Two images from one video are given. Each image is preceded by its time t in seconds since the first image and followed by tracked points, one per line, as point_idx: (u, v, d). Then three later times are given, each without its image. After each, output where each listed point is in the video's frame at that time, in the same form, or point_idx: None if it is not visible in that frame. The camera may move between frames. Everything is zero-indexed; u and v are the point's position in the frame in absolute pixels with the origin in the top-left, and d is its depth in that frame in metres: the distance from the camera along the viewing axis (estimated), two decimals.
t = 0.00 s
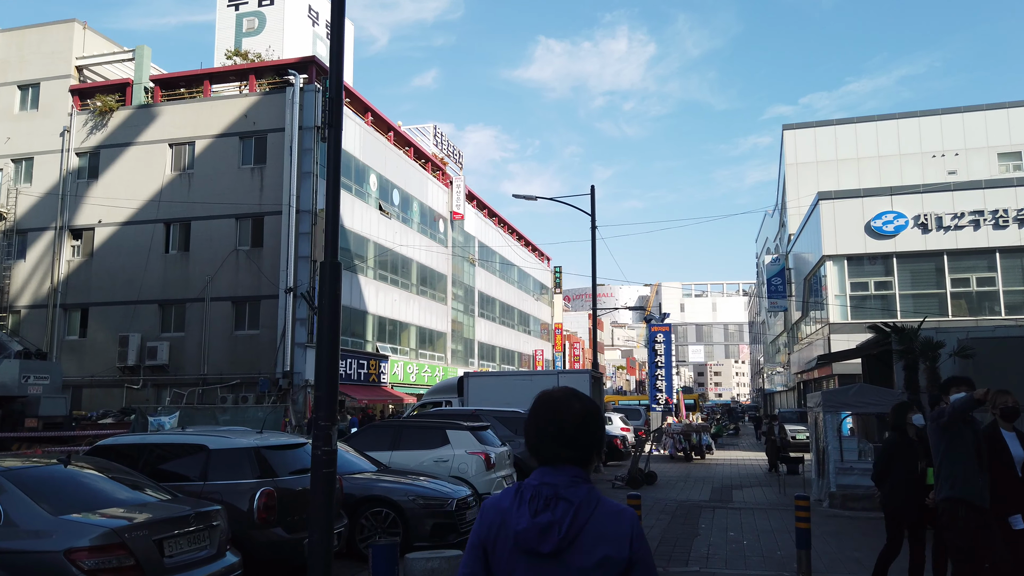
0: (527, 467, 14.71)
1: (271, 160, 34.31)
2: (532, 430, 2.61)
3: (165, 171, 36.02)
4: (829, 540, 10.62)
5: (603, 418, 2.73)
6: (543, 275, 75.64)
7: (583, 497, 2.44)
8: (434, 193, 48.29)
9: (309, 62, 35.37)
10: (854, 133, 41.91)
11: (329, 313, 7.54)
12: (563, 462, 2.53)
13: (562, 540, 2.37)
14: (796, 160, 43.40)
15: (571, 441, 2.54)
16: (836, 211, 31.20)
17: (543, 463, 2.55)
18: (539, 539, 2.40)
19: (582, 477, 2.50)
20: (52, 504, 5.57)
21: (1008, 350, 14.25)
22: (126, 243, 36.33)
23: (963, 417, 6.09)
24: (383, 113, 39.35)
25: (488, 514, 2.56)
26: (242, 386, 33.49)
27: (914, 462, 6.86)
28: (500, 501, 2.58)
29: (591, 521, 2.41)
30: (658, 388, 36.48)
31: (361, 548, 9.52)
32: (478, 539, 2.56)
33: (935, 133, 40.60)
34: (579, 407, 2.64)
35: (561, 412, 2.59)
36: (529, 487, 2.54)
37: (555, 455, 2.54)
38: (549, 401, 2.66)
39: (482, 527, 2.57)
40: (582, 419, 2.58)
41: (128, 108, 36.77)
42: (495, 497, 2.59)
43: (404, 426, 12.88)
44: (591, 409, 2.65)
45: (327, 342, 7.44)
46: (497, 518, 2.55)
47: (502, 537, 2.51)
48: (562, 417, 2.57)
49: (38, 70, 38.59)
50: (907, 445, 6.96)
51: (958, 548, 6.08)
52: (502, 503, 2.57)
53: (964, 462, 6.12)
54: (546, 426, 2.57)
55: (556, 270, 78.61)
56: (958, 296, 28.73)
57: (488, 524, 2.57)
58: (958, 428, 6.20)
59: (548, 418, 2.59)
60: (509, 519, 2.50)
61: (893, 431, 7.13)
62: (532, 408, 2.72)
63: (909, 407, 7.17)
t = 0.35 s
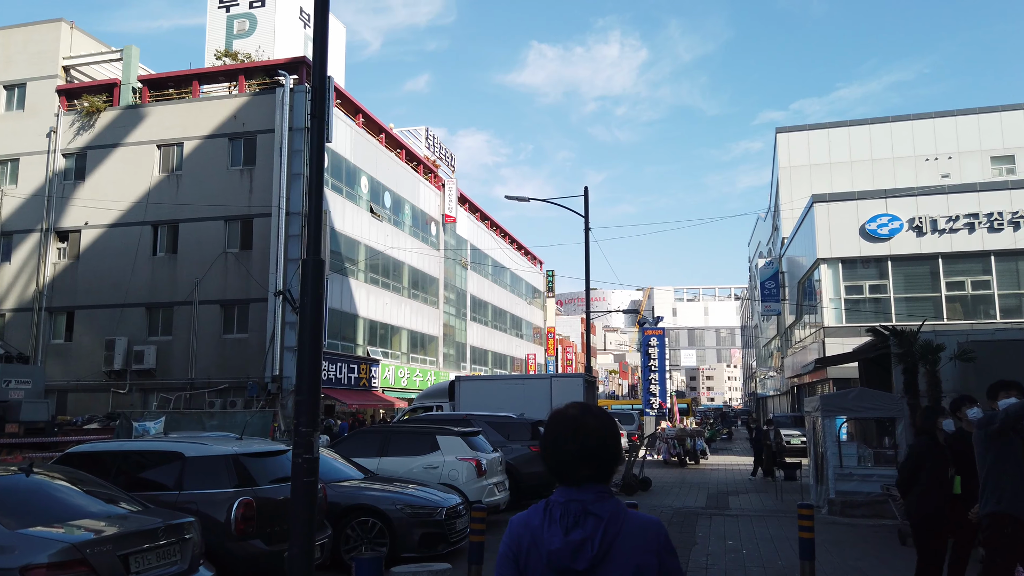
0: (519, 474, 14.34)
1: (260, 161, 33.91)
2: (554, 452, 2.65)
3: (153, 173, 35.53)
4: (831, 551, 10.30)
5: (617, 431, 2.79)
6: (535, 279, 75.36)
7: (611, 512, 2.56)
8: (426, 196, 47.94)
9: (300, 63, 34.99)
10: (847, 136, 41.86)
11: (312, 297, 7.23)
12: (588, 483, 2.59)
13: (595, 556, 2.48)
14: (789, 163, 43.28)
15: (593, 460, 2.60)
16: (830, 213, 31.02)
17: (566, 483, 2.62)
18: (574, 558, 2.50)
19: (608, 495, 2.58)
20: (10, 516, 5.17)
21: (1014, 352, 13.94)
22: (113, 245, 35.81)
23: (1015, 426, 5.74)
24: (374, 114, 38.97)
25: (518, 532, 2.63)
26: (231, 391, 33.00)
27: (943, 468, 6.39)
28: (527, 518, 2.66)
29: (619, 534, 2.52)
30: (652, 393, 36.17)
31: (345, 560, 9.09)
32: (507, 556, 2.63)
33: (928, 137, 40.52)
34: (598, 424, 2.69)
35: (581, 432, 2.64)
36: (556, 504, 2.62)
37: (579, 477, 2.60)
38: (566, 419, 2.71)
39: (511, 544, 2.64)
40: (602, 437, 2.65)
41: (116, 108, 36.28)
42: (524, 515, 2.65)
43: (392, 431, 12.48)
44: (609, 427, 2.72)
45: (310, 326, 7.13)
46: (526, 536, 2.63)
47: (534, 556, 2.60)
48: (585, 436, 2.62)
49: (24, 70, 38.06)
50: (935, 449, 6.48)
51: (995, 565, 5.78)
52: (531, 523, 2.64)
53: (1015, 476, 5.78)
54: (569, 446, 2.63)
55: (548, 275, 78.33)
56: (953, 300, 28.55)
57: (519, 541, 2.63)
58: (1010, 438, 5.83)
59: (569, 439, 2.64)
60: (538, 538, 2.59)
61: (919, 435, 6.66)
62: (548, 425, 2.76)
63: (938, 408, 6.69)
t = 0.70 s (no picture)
0: (517, 481, 13.99)
1: (253, 164, 33.53)
2: (587, 459, 2.71)
3: (144, 175, 35.11)
4: (838, 562, 9.99)
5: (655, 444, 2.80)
6: (531, 283, 75.02)
7: (640, 521, 2.54)
8: (421, 199, 47.57)
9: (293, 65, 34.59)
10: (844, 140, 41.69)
11: (297, 300, 6.84)
12: (619, 489, 2.62)
13: (621, 563, 2.47)
14: (787, 166, 43.07)
15: (625, 467, 2.63)
16: (829, 216, 30.65)
17: (598, 490, 2.65)
18: (600, 563, 2.50)
19: (637, 502, 2.59)
20: None
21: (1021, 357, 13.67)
22: (105, 249, 35.39)
23: None
24: (368, 117, 38.61)
25: (548, 538, 2.65)
26: (222, 396, 32.54)
27: (983, 480, 6.13)
28: (557, 525, 2.68)
29: (646, 544, 2.50)
30: (649, 398, 35.85)
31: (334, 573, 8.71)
32: (537, 561, 2.66)
33: (926, 140, 40.34)
34: (632, 434, 2.73)
35: (612, 438, 2.68)
36: (586, 511, 2.64)
37: (609, 483, 2.63)
38: (602, 425, 2.78)
39: (542, 550, 2.67)
40: (635, 446, 2.68)
41: (107, 110, 35.83)
42: (554, 522, 2.68)
43: (386, 438, 12.09)
44: (647, 437, 2.74)
45: (295, 333, 6.73)
46: (555, 542, 2.64)
47: (563, 561, 2.60)
48: (617, 442, 2.67)
49: (14, 71, 37.57)
50: (975, 460, 6.23)
51: None
52: (560, 529, 2.66)
53: None
54: (601, 451, 2.67)
55: (544, 279, 77.99)
56: (953, 304, 28.35)
57: (550, 547, 2.64)
58: None
59: (599, 446, 2.70)
60: (564, 543, 2.60)
61: (959, 445, 6.42)
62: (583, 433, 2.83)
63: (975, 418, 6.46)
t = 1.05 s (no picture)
0: (514, 489, 13.62)
1: (246, 166, 33.10)
2: (646, 471, 2.85)
3: (136, 177, 34.65)
4: None
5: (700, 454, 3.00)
6: (526, 287, 74.62)
7: (697, 533, 2.72)
8: (417, 202, 47.17)
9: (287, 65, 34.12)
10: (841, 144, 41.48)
11: (284, 314, 6.40)
12: (676, 502, 2.79)
13: None
14: (784, 170, 42.87)
15: (682, 479, 2.80)
16: (829, 220, 30.20)
17: (655, 502, 2.80)
18: None
19: (692, 514, 2.76)
20: None
21: None
22: (96, 251, 34.88)
23: None
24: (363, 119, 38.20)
25: (604, 549, 2.74)
26: (214, 400, 32.05)
27: None
28: (612, 537, 2.77)
29: (705, 556, 2.67)
30: (646, 403, 35.51)
31: None
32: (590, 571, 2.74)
33: (924, 144, 40.18)
34: (684, 444, 2.92)
35: (669, 450, 2.85)
36: (641, 523, 2.77)
37: (667, 496, 2.79)
38: (655, 437, 2.94)
39: (595, 557, 2.75)
40: (691, 455, 2.87)
41: (99, 111, 35.34)
42: (609, 533, 2.78)
43: (379, 444, 11.70)
44: (698, 448, 2.93)
45: (281, 349, 6.31)
46: (612, 554, 2.74)
47: None
48: (674, 456, 2.83)
49: (5, 71, 37.05)
50: None
51: None
52: (616, 541, 2.75)
53: None
54: (659, 461, 2.83)
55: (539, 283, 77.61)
56: (953, 308, 28.16)
57: (605, 559, 2.73)
58: None
59: (657, 459, 2.84)
60: (624, 554, 2.70)
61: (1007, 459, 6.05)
62: (634, 448, 2.98)
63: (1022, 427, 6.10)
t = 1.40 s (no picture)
0: (507, 496, 13.23)
1: (237, 167, 32.70)
2: (647, 486, 2.76)
3: (125, 178, 34.17)
4: None
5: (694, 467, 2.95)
6: (521, 291, 74.20)
7: (703, 548, 2.64)
8: (410, 205, 46.77)
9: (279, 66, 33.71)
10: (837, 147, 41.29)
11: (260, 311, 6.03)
12: (680, 517, 2.71)
13: None
14: (779, 174, 42.65)
15: (684, 493, 2.73)
16: (825, 223, 30.06)
17: (658, 517, 2.72)
18: None
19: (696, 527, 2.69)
20: None
21: None
22: (83, 253, 34.31)
23: None
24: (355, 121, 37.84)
25: (613, 566, 2.63)
26: (203, 405, 31.56)
27: None
28: (618, 556, 2.67)
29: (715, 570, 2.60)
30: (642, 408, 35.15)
31: None
32: None
33: (919, 148, 40.02)
34: (680, 458, 2.85)
35: (666, 465, 2.78)
36: (647, 541, 2.67)
37: (671, 511, 2.71)
38: (651, 453, 2.86)
39: None
40: (687, 468, 2.80)
41: (88, 112, 34.86)
42: (615, 551, 2.67)
43: (367, 450, 11.31)
44: (693, 461, 2.86)
45: (256, 352, 5.93)
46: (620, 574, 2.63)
47: None
48: (674, 469, 2.76)
49: None
50: None
51: None
52: (625, 559, 2.64)
53: None
54: (657, 477, 2.76)
55: (533, 287, 77.25)
56: (950, 312, 27.90)
57: None
58: None
59: (658, 473, 2.76)
60: None
61: None
62: (630, 462, 2.89)
63: None
